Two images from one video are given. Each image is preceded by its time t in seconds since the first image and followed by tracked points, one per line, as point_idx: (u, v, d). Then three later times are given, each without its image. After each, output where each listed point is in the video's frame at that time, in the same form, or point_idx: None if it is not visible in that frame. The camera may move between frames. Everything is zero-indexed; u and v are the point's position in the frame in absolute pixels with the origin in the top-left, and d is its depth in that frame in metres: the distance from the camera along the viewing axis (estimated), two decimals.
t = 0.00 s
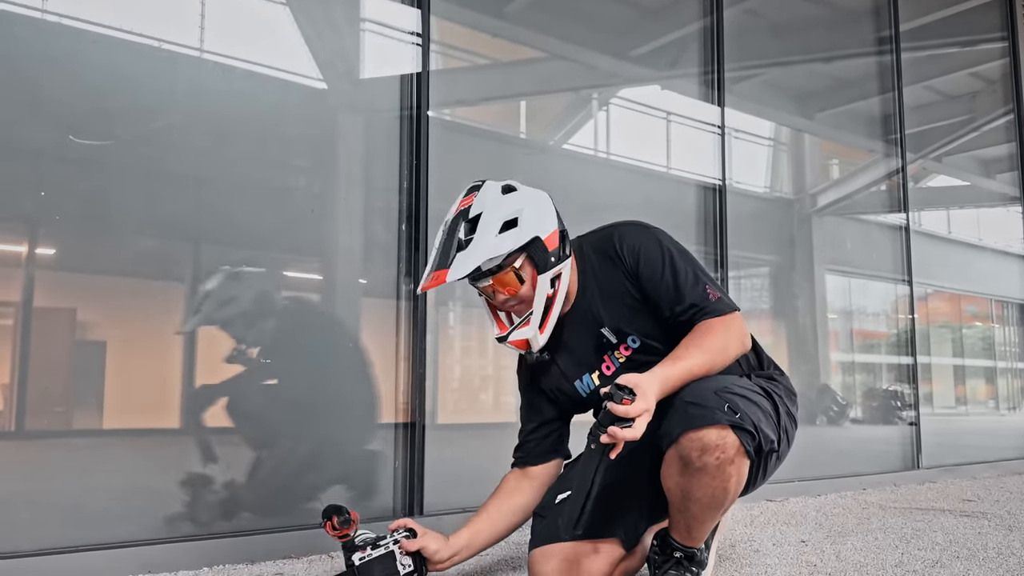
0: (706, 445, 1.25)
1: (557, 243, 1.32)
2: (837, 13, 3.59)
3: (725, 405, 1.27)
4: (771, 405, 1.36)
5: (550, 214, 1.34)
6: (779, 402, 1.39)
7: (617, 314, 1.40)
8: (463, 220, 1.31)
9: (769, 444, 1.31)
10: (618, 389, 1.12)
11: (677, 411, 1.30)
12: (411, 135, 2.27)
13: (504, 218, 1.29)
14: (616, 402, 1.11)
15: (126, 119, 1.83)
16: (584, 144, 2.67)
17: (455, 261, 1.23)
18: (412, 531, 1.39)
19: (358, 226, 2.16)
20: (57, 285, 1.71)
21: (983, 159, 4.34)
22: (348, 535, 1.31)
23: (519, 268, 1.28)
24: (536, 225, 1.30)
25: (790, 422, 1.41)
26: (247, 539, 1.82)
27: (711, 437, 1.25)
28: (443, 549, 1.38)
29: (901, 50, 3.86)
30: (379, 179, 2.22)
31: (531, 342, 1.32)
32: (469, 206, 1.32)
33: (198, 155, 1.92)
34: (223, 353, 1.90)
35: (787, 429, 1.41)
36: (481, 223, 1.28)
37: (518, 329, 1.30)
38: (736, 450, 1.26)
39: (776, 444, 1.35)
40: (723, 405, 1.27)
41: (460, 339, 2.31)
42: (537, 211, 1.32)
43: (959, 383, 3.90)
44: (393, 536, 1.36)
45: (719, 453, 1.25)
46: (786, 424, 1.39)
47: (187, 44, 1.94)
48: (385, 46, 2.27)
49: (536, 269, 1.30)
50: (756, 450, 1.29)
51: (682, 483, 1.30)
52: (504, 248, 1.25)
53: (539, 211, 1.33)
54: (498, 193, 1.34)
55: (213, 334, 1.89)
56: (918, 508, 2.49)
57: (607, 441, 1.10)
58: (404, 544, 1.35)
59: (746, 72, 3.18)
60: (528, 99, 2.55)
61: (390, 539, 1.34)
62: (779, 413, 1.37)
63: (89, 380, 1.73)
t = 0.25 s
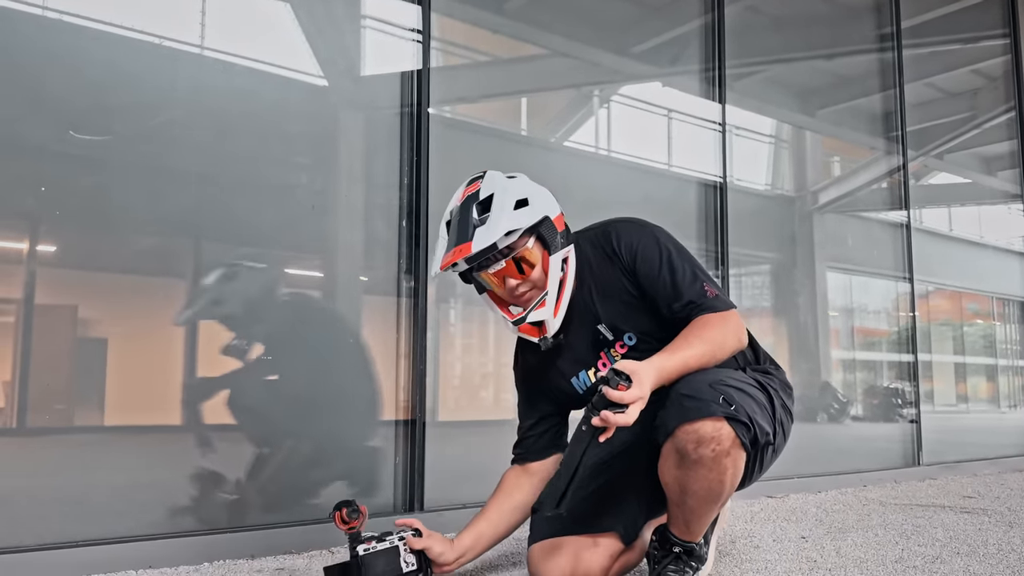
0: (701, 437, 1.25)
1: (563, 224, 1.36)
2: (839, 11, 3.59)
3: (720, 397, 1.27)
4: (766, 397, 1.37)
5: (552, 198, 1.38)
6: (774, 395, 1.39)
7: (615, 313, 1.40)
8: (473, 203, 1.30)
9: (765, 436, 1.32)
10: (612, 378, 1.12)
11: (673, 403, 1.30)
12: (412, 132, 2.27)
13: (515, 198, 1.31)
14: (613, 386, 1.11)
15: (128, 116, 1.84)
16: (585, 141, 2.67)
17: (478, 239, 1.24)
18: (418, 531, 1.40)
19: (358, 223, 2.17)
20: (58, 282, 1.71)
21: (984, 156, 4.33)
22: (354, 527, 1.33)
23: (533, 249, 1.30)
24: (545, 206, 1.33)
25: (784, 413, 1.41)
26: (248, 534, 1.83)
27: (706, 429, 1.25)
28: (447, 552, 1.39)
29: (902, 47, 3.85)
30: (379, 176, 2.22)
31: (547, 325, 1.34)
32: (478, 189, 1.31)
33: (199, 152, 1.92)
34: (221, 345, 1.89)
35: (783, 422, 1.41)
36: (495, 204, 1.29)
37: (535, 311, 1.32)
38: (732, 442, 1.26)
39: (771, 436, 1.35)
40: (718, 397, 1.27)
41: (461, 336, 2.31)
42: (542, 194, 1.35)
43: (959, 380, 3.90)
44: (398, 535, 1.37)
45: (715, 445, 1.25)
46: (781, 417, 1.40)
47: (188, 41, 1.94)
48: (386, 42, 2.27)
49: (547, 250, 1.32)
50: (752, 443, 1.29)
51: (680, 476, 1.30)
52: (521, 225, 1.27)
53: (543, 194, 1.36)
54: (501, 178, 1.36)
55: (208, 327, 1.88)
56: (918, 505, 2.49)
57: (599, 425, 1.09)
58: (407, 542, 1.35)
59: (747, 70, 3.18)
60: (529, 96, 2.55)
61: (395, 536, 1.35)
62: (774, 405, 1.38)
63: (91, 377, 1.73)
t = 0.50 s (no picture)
0: (693, 429, 1.26)
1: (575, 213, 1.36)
2: (839, 9, 3.58)
3: (711, 389, 1.28)
4: (756, 392, 1.38)
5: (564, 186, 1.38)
6: (764, 390, 1.40)
7: (618, 311, 1.40)
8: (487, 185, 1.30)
9: (756, 430, 1.33)
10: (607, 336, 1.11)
11: (666, 396, 1.31)
12: (412, 130, 2.27)
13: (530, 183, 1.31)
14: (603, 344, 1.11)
15: (128, 114, 1.84)
16: (586, 139, 2.66)
17: (497, 219, 1.23)
18: (423, 534, 1.39)
19: (358, 221, 2.17)
20: (58, 280, 1.71)
21: (984, 155, 4.33)
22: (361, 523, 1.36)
23: (546, 233, 1.30)
24: (558, 193, 1.34)
25: (775, 410, 1.42)
26: (248, 532, 1.83)
27: (698, 421, 1.26)
28: (453, 552, 1.39)
29: (902, 46, 3.85)
30: (379, 174, 2.22)
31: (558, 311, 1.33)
32: (492, 172, 1.31)
33: (199, 150, 1.92)
34: (222, 336, 1.90)
35: (773, 417, 1.42)
36: (511, 187, 1.29)
37: (547, 296, 1.31)
38: (723, 434, 1.27)
39: (762, 431, 1.36)
40: (709, 389, 1.28)
41: (461, 334, 2.31)
42: (554, 182, 1.35)
43: (960, 378, 3.89)
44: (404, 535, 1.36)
45: (706, 437, 1.26)
46: (772, 412, 1.41)
47: (188, 40, 1.94)
48: (386, 41, 2.27)
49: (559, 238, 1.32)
50: (744, 436, 1.30)
51: (673, 471, 1.30)
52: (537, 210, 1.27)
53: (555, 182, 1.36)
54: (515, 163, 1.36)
55: (207, 319, 1.88)
56: (918, 503, 2.49)
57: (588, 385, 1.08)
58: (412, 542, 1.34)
59: (748, 68, 3.18)
60: (529, 94, 2.54)
61: (400, 536, 1.34)
62: (765, 401, 1.38)
63: (91, 375, 1.73)
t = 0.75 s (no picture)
0: (686, 422, 1.29)
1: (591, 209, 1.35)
2: (839, 8, 3.58)
3: (702, 385, 1.33)
4: (746, 390, 1.41)
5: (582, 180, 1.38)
6: (754, 390, 1.44)
7: (619, 313, 1.40)
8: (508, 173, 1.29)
9: (747, 427, 1.36)
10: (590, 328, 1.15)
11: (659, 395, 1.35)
12: (411, 131, 2.27)
13: (550, 175, 1.30)
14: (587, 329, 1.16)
15: (127, 114, 1.83)
16: (586, 139, 2.66)
17: (514, 208, 1.24)
18: (424, 536, 1.39)
19: (357, 221, 2.17)
20: (58, 280, 1.71)
21: (984, 154, 4.32)
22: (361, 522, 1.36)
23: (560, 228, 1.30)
24: (576, 188, 1.33)
25: (766, 411, 1.45)
26: (248, 533, 1.83)
27: (690, 414, 1.29)
28: (458, 544, 1.40)
29: (902, 45, 3.85)
30: (379, 174, 2.22)
31: (563, 306, 1.32)
32: (514, 159, 1.31)
33: (199, 150, 1.92)
34: (222, 333, 1.90)
35: (765, 417, 1.45)
36: (531, 176, 1.29)
37: (553, 290, 1.31)
38: (716, 427, 1.30)
39: (753, 428, 1.39)
40: (700, 384, 1.33)
41: (460, 334, 2.31)
42: (574, 176, 1.35)
43: (959, 378, 3.89)
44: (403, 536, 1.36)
45: (699, 429, 1.29)
46: (762, 411, 1.44)
47: (187, 40, 1.94)
48: (385, 41, 2.26)
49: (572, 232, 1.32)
50: (735, 431, 1.33)
51: (668, 467, 1.33)
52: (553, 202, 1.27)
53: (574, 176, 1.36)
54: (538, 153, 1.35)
55: (207, 311, 1.89)
56: (918, 504, 2.49)
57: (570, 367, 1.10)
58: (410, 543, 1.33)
59: (747, 68, 3.17)
60: (528, 94, 2.54)
61: (403, 537, 1.33)
62: (755, 401, 1.42)
63: (91, 375, 1.73)
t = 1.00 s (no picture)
0: (682, 421, 1.30)
1: (605, 206, 1.35)
2: (838, 9, 3.58)
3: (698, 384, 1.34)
4: (741, 391, 1.42)
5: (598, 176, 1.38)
6: (749, 391, 1.45)
7: (620, 314, 1.40)
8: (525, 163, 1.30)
9: (743, 426, 1.36)
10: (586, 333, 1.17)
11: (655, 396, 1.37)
12: (411, 132, 2.27)
13: (567, 168, 1.31)
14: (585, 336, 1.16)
15: (126, 115, 1.83)
16: (585, 140, 2.66)
17: (527, 200, 1.24)
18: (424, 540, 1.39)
19: (357, 222, 2.16)
20: (57, 281, 1.71)
21: (983, 155, 4.33)
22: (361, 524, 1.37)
23: (573, 223, 1.30)
24: (592, 184, 1.33)
25: (761, 413, 1.46)
26: (248, 535, 1.83)
27: (687, 412, 1.30)
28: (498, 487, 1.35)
29: (901, 46, 3.85)
30: (378, 175, 2.22)
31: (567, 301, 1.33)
32: (532, 150, 1.31)
33: (198, 151, 1.92)
34: (223, 330, 1.90)
35: (759, 419, 1.46)
36: (547, 169, 1.29)
37: (559, 285, 1.31)
38: (712, 426, 1.30)
39: (748, 429, 1.39)
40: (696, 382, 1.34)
41: (460, 335, 2.31)
42: (591, 172, 1.35)
43: (959, 379, 3.90)
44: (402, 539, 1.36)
45: (695, 428, 1.30)
46: (757, 413, 1.44)
47: (187, 41, 1.94)
48: (384, 42, 2.26)
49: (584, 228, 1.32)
50: (732, 430, 1.34)
51: (664, 467, 1.34)
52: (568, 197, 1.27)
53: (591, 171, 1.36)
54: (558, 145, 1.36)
55: (207, 305, 1.89)
56: (917, 504, 2.49)
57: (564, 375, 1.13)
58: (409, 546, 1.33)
59: (747, 68, 3.17)
60: (528, 95, 2.54)
61: (401, 539, 1.33)
62: (750, 404, 1.42)
63: (90, 376, 1.73)
